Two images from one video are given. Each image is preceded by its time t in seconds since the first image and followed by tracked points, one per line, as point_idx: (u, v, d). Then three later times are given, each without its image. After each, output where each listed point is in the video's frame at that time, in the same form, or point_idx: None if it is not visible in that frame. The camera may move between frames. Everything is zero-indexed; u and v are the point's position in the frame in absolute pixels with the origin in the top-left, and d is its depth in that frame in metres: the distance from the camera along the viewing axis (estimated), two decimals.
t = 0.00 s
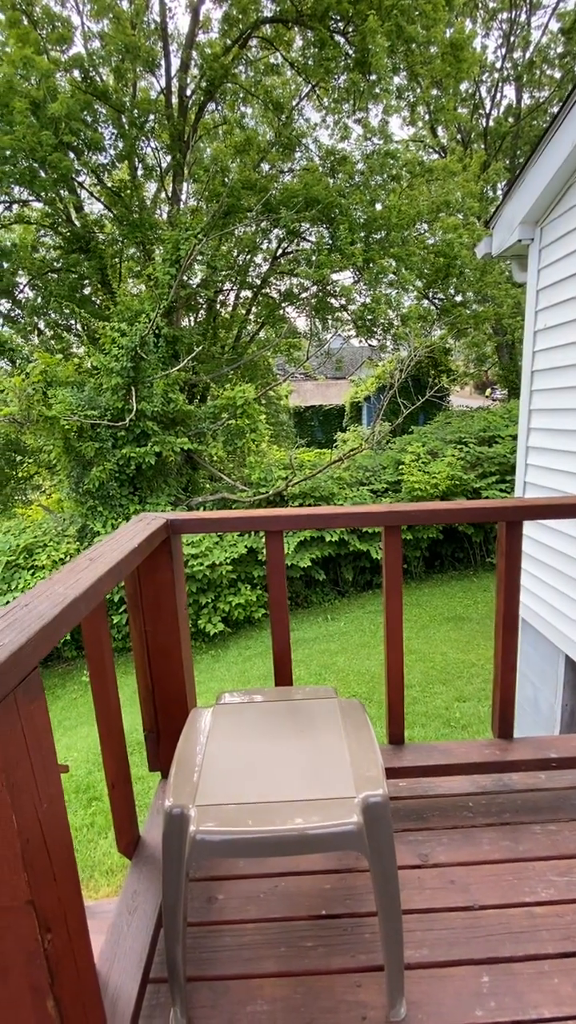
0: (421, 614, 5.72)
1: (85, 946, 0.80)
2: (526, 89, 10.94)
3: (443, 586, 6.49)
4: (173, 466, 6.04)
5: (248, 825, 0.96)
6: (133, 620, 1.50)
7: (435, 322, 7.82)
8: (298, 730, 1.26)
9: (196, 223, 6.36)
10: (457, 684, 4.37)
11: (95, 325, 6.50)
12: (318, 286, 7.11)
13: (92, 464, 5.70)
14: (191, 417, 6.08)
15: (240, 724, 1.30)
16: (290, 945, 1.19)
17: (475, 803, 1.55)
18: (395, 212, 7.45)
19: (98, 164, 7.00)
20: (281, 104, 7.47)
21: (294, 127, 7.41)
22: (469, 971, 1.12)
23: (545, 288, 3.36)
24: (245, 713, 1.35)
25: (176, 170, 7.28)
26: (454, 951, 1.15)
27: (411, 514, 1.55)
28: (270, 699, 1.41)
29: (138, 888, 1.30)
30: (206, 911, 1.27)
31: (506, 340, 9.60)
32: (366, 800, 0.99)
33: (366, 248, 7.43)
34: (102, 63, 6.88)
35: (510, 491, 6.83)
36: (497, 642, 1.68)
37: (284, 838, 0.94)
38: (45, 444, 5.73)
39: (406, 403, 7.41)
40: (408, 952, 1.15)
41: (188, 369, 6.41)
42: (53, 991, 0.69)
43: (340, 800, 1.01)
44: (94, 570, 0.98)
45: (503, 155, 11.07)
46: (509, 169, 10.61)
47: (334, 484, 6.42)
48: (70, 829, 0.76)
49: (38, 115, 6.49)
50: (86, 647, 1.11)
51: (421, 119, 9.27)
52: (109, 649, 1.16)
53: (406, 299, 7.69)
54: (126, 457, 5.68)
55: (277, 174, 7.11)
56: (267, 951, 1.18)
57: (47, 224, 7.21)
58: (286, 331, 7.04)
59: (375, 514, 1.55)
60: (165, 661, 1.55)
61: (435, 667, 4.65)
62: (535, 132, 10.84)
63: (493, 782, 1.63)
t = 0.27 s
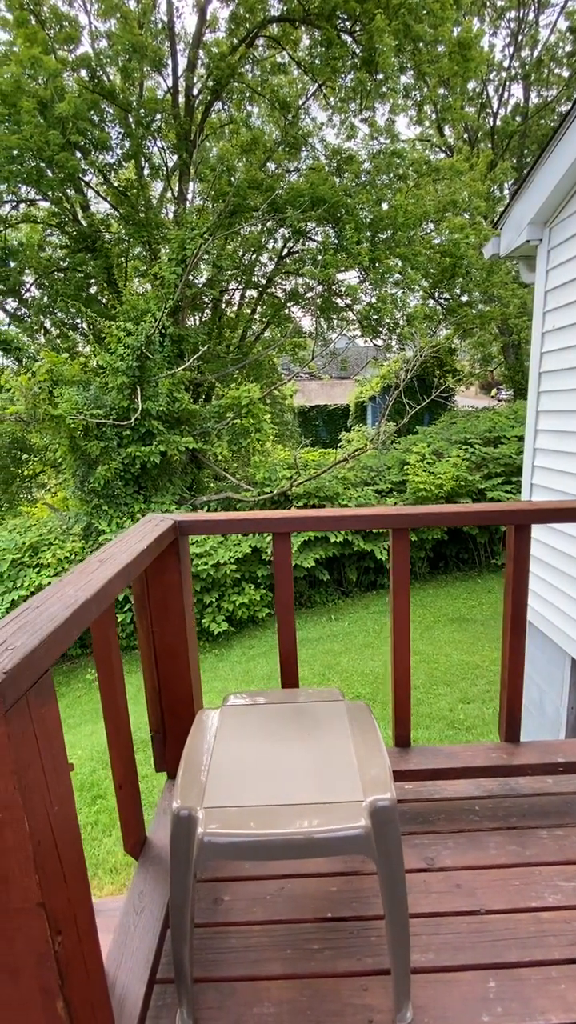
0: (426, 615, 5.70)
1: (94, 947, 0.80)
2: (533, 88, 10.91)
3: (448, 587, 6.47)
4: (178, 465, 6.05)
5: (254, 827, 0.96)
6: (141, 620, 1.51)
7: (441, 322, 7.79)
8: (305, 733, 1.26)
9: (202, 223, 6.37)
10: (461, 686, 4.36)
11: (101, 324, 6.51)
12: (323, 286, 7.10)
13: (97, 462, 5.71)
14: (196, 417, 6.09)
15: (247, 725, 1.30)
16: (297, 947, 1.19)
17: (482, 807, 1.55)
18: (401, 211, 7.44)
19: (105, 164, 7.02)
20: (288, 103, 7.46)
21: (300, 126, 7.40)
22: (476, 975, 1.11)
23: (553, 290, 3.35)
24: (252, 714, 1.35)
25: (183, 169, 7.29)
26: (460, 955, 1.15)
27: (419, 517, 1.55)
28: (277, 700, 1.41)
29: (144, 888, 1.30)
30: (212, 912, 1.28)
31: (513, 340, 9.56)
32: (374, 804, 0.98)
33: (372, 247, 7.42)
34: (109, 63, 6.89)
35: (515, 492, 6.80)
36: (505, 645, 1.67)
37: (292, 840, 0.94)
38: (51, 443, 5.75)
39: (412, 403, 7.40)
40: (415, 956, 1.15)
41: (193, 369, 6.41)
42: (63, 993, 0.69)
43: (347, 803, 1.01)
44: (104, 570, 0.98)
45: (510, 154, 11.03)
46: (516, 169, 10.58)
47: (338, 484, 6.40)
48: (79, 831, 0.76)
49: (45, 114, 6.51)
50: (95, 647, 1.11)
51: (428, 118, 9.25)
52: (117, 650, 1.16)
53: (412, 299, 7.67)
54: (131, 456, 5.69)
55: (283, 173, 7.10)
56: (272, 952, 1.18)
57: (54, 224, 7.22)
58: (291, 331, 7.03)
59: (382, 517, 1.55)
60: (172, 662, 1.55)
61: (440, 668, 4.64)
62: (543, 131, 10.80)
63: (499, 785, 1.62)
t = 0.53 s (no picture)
0: (430, 615, 5.70)
1: (99, 945, 0.80)
2: (541, 86, 10.87)
3: (452, 587, 6.47)
4: (182, 464, 6.06)
5: (259, 826, 0.96)
6: (146, 620, 1.51)
7: (447, 322, 7.77)
8: (310, 733, 1.26)
9: (208, 222, 6.38)
10: (465, 687, 4.35)
11: (107, 323, 6.53)
12: (328, 285, 7.10)
13: (102, 460, 5.73)
14: (201, 416, 6.09)
15: (252, 725, 1.30)
16: (300, 946, 1.19)
17: (486, 808, 1.55)
18: (407, 211, 7.42)
19: (111, 163, 7.03)
20: (294, 102, 7.45)
21: (306, 126, 7.39)
22: (480, 977, 1.11)
23: (560, 290, 3.34)
24: (257, 714, 1.35)
25: (188, 169, 7.29)
26: (464, 958, 1.15)
27: (425, 518, 1.55)
28: (282, 699, 1.41)
29: (149, 885, 1.30)
30: (216, 910, 1.28)
31: (518, 340, 9.53)
32: (379, 805, 0.98)
33: (378, 247, 7.41)
34: (115, 63, 6.90)
35: (520, 492, 6.78)
36: (510, 647, 1.67)
37: (296, 841, 0.94)
38: (56, 441, 5.76)
39: (417, 403, 7.38)
40: (418, 957, 1.15)
41: (198, 368, 6.42)
42: (70, 990, 0.70)
43: (352, 804, 1.00)
44: (111, 569, 0.98)
45: (517, 153, 11.00)
46: (522, 168, 10.54)
47: (342, 484, 6.39)
48: (86, 827, 0.76)
49: (52, 114, 6.52)
50: (101, 645, 1.11)
51: (435, 118, 9.23)
52: (122, 648, 1.17)
53: (417, 299, 7.66)
54: (136, 455, 5.70)
55: (289, 173, 7.09)
56: (276, 952, 1.18)
57: (60, 223, 7.24)
58: (296, 331, 7.04)
59: (388, 517, 1.55)
60: (177, 661, 1.55)
61: (443, 669, 4.63)
62: (550, 130, 10.76)
63: (504, 787, 1.62)
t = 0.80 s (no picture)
0: (434, 616, 5.69)
1: (106, 945, 0.80)
2: (548, 86, 10.84)
3: (456, 588, 6.45)
4: (187, 464, 6.06)
5: (266, 827, 0.96)
6: (152, 619, 1.51)
7: (452, 322, 7.75)
8: (315, 734, 1.25)
9: (213, 222, 6.39)
10: (469, 688, 4.34)
11: (112, 323, 6.55)
12: (333, 285, 7.10)
13: (107, 459, 5.75)
14: (205, 415, 6.10)
15: (258, 726, 1.30)
16: (305, 948, 1.18)
17: (492, 811, 1.54)
18: (412, 212, 7.41)
19: (117, 163, 7.05)
20: (300, 102, 7.44)
21: (312, 125, 7.38)
22: (485, 981, 1.11)
23: (567, 290, 3.33)
24: (262, 714, 1.35)
25: (194, 169, 7.30)
26: (470, 960, 1.14)
27: (431, 519, 1.55)
28: (287, 700, 1.41)
29: (154, 884, 1.30)
30: (221, 910, 1.28)
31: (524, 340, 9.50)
32: (386, 806, 0.98)
33: (383, 247, 7.40)
34: (122, 63, 6.92)
35: (525, 493, 6.76)
36: (517, 650, 1.66)
37: (303, 842, 0.94)
38: (61, 440, 5.78)
39: (421, 404, 7.37)
40: (424, 959, 1.14)
41: (202, 368, 6.42)
42: (77, 990, 0.70)
43: (358, 805, 1.00)
44: (119, 568, 0.98)
45: (524, 153, 10.97)
46: (528, 168, 10.51)
47: (346, 485, 6.38)
48: (94, 827, 0.76)
49: (59, 114, 6.55)
50: (107, 645, 1.11)
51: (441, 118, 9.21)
52: (129, 648, 1.17)
53: (422, 299, 7.64)
54: (140, 454, 5.71)
55: (295, 172, 7.09)
56: (280, 953, 1.18)
57: (66, 222, 7.26)
58: (301, 331, 7.04)
59: (395, 519, 1.55)
60: (183, 661, 1.55)
61: (447, 670, 4.62)
62: (557, 131, 10.72)
63: (509, 790, 1.61)
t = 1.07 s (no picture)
0: (438, 618, 5.67)
1: (113, 945, 0.80)
2: (554, 86, 10.81)
3: (460, 589, 6.44)
4: (191, 464, 6.07)
5: (272, 828, 0.96)
6: (158, 619, 1.51)
7: (457, 323, 7.73)
8: (321, 735, 1.25)
9: (218, 223, 6.40)
10: (473, 690, 4.33)
11: (117, 323, 6.56)
12: (338, 285, 7.09)
13: (111, 459, 5.76)
14: (209, 415, 6.11)
15: (263, 726, 1.30)
16: (310, 950, 1.18)
17: (498, 814, 1.53)
18: (418, 212, 7.40)
19: (123, 163, 7.06)
20: (305, 102, 7.42)
21: (317, 125, 7.37)
22: (492, 985, 1.10)
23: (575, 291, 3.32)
24: (268, 715, 1.35)
25: (199, 169, 7.30)
26: (476, 964, 1.14)
27: (438, 521, 1.54)
28: (293, 701, 1.41)
29: (159, 885, 1.30)
30: (226, 911, 1.27)
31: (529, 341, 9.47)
32: (392, 808, 0.98)
33: (388, 247, 7.39)
34: (128, 64, 6.94)
35: (530, 494, 6.73)
36: (523, 653, 1.66)
37: (309, 844, 0.93)
38: (65, 439, 5.80)
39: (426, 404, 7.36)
40: (430, 963, 1.14)
41: (207, 368, 6.43)
42: (84, 990, 0.70)
43: (364, 807, 1.00)
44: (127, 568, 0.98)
45: (529, 153, 10.94)
46: (534, 169, 10.48)
47: (350, 485, 6.36)
48: (101, 828, 0.76)
49: (65, 115, 6.57)
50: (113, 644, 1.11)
51: (447, 118, 9.20)
52: (136, 648, 1.17)
53: (427, 300, 7.64)
54: (145, 454, 5.71)
55: (300, 172, 7.08)
56: (286, 954, 1.17)
57: (71, 223, 7.28)
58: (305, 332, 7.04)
59: (402, 520, 1.54)
60: (189, 661, 1.55)
61: (451, 672, 4.61)
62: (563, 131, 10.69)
63: (516, 793, 1.60)
